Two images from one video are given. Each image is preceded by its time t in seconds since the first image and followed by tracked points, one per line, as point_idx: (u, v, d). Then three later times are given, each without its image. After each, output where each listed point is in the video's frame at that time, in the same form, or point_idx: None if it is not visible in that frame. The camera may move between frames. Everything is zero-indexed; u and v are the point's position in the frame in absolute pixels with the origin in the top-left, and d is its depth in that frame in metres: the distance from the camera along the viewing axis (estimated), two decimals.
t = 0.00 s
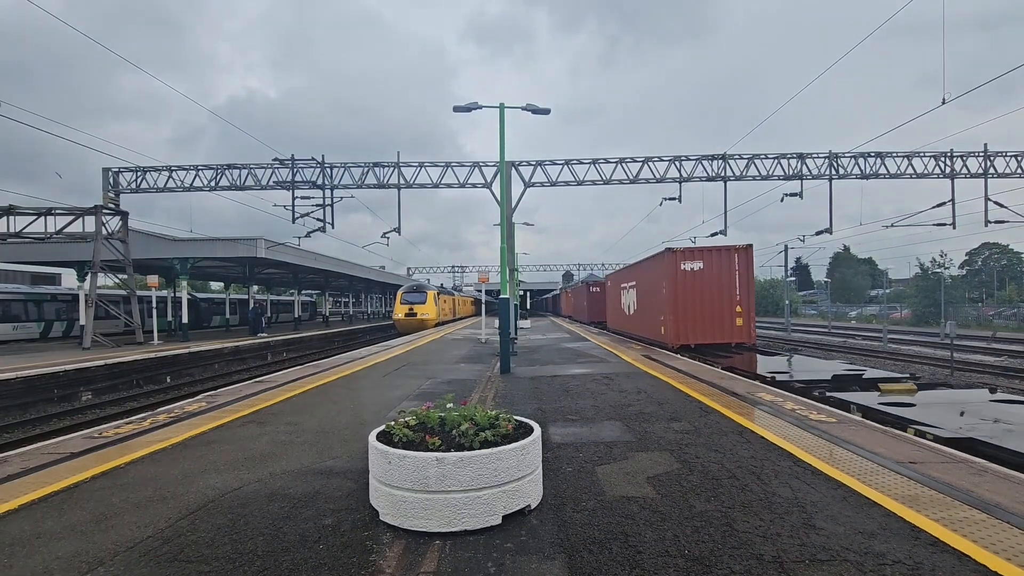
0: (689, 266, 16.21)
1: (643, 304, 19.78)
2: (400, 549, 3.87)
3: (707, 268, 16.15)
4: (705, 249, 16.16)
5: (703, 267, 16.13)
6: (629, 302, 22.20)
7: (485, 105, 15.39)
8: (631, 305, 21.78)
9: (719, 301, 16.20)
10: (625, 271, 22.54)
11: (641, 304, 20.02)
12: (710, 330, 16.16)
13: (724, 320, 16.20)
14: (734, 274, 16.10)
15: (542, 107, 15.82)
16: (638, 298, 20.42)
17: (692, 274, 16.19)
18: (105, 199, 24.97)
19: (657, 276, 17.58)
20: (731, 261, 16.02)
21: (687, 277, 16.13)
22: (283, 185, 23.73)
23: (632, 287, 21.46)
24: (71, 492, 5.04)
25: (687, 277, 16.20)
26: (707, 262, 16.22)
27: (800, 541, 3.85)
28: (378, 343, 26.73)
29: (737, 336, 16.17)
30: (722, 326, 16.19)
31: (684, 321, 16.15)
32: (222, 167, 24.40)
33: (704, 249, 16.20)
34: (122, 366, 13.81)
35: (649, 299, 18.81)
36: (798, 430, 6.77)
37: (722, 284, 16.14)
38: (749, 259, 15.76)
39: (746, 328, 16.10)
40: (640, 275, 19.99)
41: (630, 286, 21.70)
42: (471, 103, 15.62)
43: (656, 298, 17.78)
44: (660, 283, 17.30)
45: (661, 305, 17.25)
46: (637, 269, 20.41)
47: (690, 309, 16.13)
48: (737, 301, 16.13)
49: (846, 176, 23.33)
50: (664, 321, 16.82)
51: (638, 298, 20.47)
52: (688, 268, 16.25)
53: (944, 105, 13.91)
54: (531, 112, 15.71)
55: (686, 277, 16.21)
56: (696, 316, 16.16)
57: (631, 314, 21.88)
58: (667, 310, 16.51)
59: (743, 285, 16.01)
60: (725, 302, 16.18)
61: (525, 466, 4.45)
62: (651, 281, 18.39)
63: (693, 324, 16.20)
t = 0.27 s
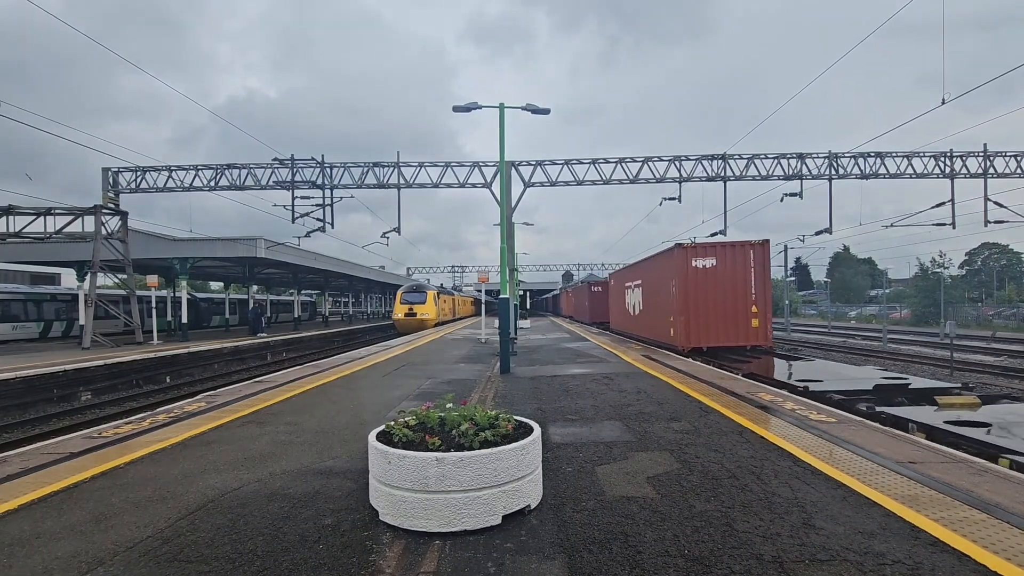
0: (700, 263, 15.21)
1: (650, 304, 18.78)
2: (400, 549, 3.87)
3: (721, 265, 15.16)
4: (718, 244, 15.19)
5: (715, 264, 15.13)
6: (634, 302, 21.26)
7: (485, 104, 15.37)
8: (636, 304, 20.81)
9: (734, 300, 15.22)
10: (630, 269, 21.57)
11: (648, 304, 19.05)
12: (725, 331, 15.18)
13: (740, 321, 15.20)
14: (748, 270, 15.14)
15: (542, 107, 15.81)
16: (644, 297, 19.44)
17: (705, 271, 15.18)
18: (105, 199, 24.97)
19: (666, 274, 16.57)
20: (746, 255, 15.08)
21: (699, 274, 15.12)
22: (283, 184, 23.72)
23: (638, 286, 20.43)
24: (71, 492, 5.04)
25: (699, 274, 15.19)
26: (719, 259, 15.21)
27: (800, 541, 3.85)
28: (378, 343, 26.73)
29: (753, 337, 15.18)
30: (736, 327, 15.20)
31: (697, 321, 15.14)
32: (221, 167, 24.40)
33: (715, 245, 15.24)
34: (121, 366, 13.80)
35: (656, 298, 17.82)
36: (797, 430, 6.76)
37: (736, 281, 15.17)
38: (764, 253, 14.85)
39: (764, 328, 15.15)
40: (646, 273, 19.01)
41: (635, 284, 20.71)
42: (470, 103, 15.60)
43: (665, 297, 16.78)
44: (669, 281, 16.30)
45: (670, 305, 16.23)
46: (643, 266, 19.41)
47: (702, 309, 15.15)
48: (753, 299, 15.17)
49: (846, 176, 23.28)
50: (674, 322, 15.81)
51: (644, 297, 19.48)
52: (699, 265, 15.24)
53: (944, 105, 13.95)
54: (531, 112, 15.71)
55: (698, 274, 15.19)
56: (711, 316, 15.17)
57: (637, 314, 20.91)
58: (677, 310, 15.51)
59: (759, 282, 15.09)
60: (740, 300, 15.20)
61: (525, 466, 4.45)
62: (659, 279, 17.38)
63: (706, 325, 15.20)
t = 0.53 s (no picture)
0: (714, 259, 14.36)
1: (660, 303, 17.91)
2: (400, 549, 3.87)
3: (736, 261, 14.31)
4: (733, 240, 14.33)
5: (730, 260, 14.28)
6: (641, 302, 20.42)
7: (485, 104, 15.38)
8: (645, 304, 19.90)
9: (750, 299, 14.34)
10: (638, 266, 20.67)
11: (657, 303, 18.20)
12: (740, 332, 14.29)
13: (757, 321, 14.33)
14: (765, 267, 14.26)
15: (542, 107, 15.81)
16: (653, 296, 18.57)
17: (719, 268, 14.33)
18: (105, 199, 24.97)
19: (677, 271, 15.72)
20: (762, 250, 14.23)
21: (713, 271, 14.28)
22: (283, 184, 23.74)
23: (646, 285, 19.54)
24: (70, 492, 5.03)
25: (712, 271, 14.34)
26: (734, 255, 14.35)
27: (800, 541, 3.85)
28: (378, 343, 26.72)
29: (771, 340, 14.30)
30: (753, 328, 14.32)
31: (710, 322, 14.29)
32: (221, 167, 24.41)
33: (730, 240, 14.39)
34: (121, 366, 13.79)
35: (667, 297, 16.97)
36: (797, 430, 6.75)
37: (752, 279, 14.30)
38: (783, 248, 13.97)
39: (781, 330, 14.25)
40: (656, 270, 18.16)
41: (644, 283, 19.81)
42: (470, 103, 15.61)
43: (676, 296, 15.91)
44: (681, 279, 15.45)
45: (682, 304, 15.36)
46: (653, 264, 18.56)
47: (716, 308, 14.29)
48: (771, 298, 14.29)
49: (846, 175, 23.37)
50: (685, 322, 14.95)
51: (654, 296, 18.60)
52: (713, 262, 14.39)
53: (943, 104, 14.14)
54: (531, 113, 15.71)
55: (711, 271, 14.34)
56: (725, 316, 14.30)
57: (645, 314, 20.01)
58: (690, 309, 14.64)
59: (777, 279, 14.20)
60: (756, 300, 14.32)
61: (525, 466, 4.44)
62: (670, 276, 16.52)
63: (720, 325, 14.34)
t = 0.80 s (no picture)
0: (729, 255, 12.71)
1: (666, 303, 16.50)
2: (400, 549, 3.86)
3: (753, 257, 12.64)
4: (751, 232, 12.64)
5: (746, 255, 12.62)
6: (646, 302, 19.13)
7: (485, 104, 15.38)
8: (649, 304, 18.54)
9: (770, 298, 12.59)
10: (644, 262, 19.30)
11: (662, 303, 16.87)
12: (759, 336, 12.61)
13: (777, 324, 12.58)
14: (786, 263, 12.53)
15: (542, 107, 15.79)
16: (658, 296, 17.22)
17: (735, 264, 12.66)
18: (104, 199, 24.96)
19: (687, 267, 14.10)
20: (783, 245, 12.51)
21: (729, 268, 12.63)
22: (283, 184, 23.74)
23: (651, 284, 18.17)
24: (70, 492, 5.03)
25: (727, 268, 12.69)
26: (752, 251, 12.68)
27: (801, 540, 3.84)
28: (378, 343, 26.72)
29: (793, 344, 12.54)
30: (773, 331, 12.59)
31: (724, 326, 12.69)
32: (221, 167, 24.41)
33: (746, 233, 12.73)
34: (121, 366, 13.78)
35: (673, 296, 15.54)
36: (797, 430, 6.73)
37: (772, 277, 12.59)
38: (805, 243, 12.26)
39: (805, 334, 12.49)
40: (662, 267, 16.77)
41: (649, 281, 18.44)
42: (470, 102, 15.60)
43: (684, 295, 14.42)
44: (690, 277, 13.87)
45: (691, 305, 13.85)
46: (659, 260, 17.15)
47: (730, 309, 12.68)
48: (792, 298, 12.53)
49: (845, 174, 23.35)
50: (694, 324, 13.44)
51: (659, 295, 17.20)
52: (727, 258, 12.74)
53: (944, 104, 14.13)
54: (531, 112, 15.70)
55: (725, 268, 12.68)
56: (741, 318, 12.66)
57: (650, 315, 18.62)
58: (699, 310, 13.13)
59: (799, 277, 12.49)
60: (777, 300, 12.58)
61: (525, 466, 4.44)
62: (678, 274, 15.00)
63: (735, 328, 12.72)
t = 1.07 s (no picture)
0: (748, 249, 11.81)
1: (676, 302, 15.52)
2: (400, 549, 3.86)
3: (775, 252, 11.75)
4: (772, 224, 11.75)
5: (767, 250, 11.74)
6: (653, 301, 18.16)
7: (485, 104, 15.41)
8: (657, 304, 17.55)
9: (793, 297, 11.71)
10: (651, 258, 18.28)
11: (672, 302, 15.87)
12: (782, 337, 11.73)
13: (802, 324, 11.71)
14: (812, 258, 11.66)
15: (543, 106, 15.81)
16: (668, 295, 16.25)
17: (756, 259, 11.77)
18: (105, 199, 24.97)
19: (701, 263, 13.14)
20: (807, 239, 11.64)
21: (749, 263, 11.72)
22: (283, 184, 23.74)
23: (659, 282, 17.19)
24: (71, 492, 5.02)
25: (747, 264, 11.78)
26: (773, 245, 11.78)
27: (801, 539, 3.85)
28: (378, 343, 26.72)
29: (819, 347, 11.67)
30: (797, 332, 11.70)
31: (745, 325, 11.77)
32: (221, 167, 24.41)
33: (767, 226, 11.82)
34: (121, 366, 13.78)
35: (685, 294, 14.59)
36: (798, 430, 6.70)
37: (796, 273, 11.69)
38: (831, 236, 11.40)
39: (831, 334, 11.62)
40: (672, 264, 15.79)
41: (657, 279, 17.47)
42: (470, 102, 15.62)
43: (697, 294, 13.44)
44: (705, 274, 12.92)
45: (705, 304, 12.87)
46: (668, 256, 16.18)
47: (751, 308, 11.77)
48: (818, 296, 11.66)
49: (846, 174, 23.42)
50: (710, 325, 12.47)
51: (668, 294, 16.26)
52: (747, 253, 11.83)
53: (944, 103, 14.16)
54: (531, 112, 15.70)
55: (745, 264, 11.78)
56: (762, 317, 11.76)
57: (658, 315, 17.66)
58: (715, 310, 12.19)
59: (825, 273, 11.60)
60: (802, 298, 11.69)
61: (526, 465, 4.44)
62: (691, 270, 14.02)
63: (756, 329, 11.81)
